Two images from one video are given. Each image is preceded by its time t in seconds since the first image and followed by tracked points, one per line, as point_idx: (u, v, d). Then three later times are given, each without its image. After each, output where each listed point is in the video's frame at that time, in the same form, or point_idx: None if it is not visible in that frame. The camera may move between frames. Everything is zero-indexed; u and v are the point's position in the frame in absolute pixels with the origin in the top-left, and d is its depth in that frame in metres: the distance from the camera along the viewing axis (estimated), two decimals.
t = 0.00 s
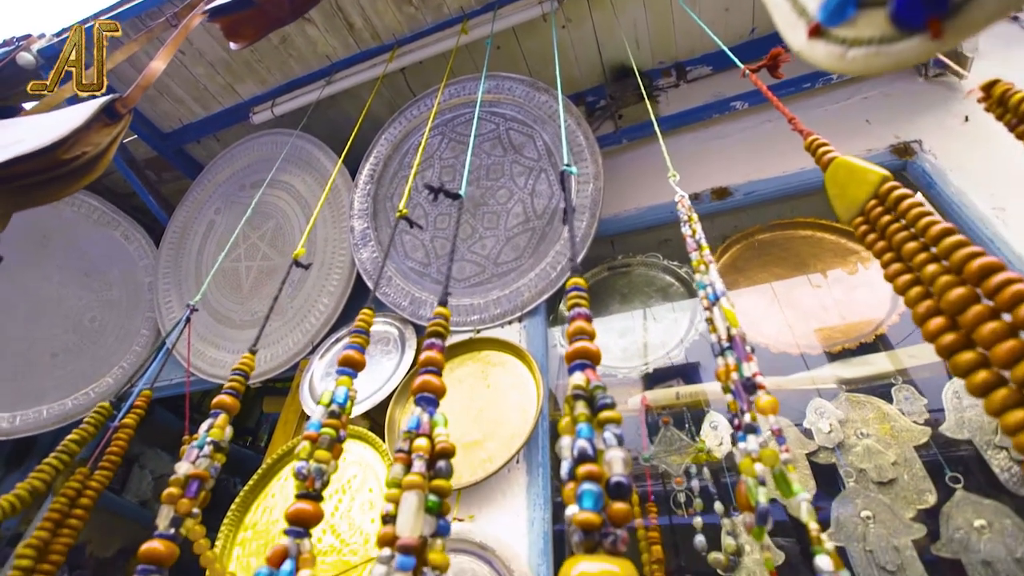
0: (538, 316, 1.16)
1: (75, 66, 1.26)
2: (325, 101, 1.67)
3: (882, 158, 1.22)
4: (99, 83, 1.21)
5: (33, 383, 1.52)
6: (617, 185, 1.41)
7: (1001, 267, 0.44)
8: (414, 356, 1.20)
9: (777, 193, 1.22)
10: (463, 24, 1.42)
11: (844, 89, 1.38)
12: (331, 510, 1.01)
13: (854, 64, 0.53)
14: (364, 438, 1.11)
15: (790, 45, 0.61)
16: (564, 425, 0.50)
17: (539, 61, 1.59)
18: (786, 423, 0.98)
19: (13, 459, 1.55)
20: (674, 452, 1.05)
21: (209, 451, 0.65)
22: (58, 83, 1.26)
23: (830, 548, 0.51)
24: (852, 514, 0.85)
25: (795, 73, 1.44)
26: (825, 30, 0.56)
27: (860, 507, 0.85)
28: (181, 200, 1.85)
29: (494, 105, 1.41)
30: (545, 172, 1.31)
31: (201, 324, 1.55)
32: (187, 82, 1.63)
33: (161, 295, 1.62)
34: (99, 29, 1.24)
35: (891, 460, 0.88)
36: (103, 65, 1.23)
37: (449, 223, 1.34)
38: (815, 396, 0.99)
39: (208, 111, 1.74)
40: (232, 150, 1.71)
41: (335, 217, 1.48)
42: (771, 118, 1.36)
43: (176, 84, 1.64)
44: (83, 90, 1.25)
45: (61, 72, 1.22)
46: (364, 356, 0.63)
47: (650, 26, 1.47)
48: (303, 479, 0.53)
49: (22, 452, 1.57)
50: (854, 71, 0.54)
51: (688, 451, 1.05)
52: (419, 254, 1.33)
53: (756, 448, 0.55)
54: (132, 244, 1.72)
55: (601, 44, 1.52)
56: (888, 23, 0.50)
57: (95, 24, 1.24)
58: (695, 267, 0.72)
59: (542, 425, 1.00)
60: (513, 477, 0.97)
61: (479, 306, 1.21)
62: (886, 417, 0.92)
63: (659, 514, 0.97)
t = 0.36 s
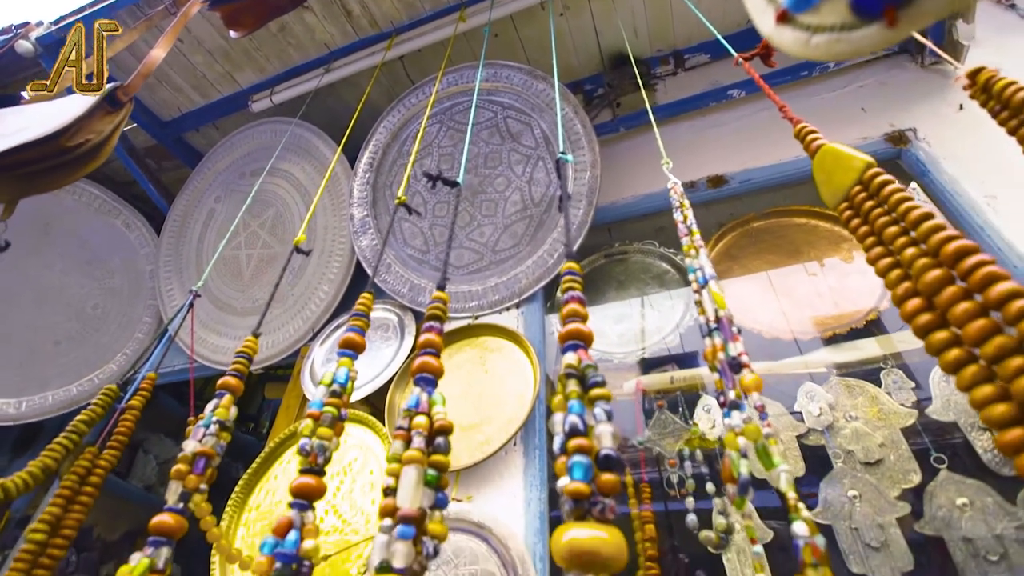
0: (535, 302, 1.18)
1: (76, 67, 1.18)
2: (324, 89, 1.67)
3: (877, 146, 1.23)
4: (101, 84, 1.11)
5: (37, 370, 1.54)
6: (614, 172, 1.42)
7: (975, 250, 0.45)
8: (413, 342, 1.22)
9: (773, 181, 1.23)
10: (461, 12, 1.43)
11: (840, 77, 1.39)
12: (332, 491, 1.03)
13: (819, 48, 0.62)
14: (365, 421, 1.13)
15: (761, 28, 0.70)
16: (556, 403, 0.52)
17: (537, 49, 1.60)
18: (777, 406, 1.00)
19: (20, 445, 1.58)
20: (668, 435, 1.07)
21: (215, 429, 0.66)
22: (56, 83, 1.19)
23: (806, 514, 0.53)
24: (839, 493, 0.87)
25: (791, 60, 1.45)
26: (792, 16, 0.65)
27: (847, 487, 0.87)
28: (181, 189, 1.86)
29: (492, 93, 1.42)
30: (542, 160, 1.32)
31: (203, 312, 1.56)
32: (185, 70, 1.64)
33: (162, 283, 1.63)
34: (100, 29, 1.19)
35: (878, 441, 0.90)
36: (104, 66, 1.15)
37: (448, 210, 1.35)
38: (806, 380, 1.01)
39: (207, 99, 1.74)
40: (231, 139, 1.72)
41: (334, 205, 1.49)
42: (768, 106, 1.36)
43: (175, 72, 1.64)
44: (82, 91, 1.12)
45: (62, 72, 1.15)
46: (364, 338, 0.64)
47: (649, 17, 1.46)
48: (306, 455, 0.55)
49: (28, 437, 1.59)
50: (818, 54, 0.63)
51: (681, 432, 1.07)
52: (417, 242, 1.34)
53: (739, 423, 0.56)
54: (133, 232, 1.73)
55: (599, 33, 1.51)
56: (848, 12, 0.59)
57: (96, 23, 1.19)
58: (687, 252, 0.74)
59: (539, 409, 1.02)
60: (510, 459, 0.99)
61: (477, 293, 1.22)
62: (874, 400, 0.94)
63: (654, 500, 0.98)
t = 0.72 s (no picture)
0: (533, 289, 1.19)
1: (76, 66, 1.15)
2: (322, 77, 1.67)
3: (873, 134, 1.24)
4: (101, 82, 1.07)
5: (43, 356, 1.56)
6: (612, 160, 1.43)
7: (952, 234, 0.47)
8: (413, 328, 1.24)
9: (770, 168, 1.23)
10: None
11: (838, 65, 1.39)
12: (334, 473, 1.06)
13: (787, 31, 0.73)
14: (366, 405, 1.15)
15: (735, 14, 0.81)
16: (551, 381, 0.54)
17: (535, 36, 1.60)
18: (769, 389, 1.03)
19: (26, 430, 1.60)
20: (663, 419, 1.10)
21: (221, 410, 0.68)
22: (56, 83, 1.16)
23: (786, 485, 0.60)
24: (828, 474, 0.90)
25: (789, 48, 1.45)
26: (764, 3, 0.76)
27: (835, 468, 0.90)
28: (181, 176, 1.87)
29: (491, 81, 1.42)
30: (540, 148, 1.33)
31: (205, 299, 1.58)
32: (183, 57, 1.63)
33: (164, 271, 1.64)
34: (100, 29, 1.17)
35: (867, 423, 0.92)
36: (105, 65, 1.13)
37: (446, 198, 1.36)
38: (798, 364, 1.03)
39: (206, 87, 1.75)
40: (231, 127, 1.73)
41: (334, 193, 1.50)
42: (765, 94, 1.37)
43: (173, 59, 1.64)
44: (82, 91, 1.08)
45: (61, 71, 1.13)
46: (365, 321, 0.66)
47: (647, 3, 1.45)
48: (310, 432, 0.57)
49: (34, 423, 1.62)
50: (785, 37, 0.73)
51: (675, 415, 1.09)
52: (417, 229, 1.35)
53: (726, 399, 0.61)
54: (134, 220, 1.74)
55: (597, 20, 1.50)
56: None
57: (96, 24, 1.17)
58: (678, 236, 0.76)
59: (537, 392, 1.05)
60: (508, 442, 1.01)
61: (476, 280, 1.24)
62: (864, 382, 0.96)
63: (649, 487, 1.01)
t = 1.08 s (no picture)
0: (532, 276, 1.21)
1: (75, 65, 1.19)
2: (322, 64, 1.67)
3: (869, 122, 1.25)
4: (100, 84, 1.14)
5: (48, 343, 1.58)
6: (611, 148, 1.44)
7: (933, 219, 0.49)
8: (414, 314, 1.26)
9: (767, 156, 1.24)
10: None
11: (837, 53, 1.39)
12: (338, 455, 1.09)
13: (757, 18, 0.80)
14: (368, 390, 1.17)
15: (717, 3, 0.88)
16: (548, 361, 0.56)
17: (534, 23, 1.60)
18: (762, 372, 1.05)
19: (34, 416, 1.63)
20: (659, 402, 1.12)
21: (230, 390, 0.70)
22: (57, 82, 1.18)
23: (771, 456, 0.64)
24: (818, 454, 0.93)
25: (788, 35, 1.45)
26: None
27: (825, 448, 0.93)
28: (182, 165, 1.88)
29: (490, 69, 1.43)
30: (539, 136, 1.34)
31: (208, 286, 1.60)
32: (182, 45, 1.64)
33: (167, 259, 1.66)
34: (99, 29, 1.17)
35: (856, 405, 0.95)
36: (102, 63, 1.17)
37: (446, 186, 1.38)
38: (792, 349, 1.05)
39: (205, 74, 1.75)
40: (231, 115, 1.73)
41: (335, 181, 1.51)
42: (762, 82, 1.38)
43: (171, 47, 1.64)
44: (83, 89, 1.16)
45: (61, 71, 1.17)
46: (368, 304, 0.68)
47: None
48: (317, 411, 0.59)
49: (42, 408, 1.65)
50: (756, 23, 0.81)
51: (671, 399, 1.11)
52: (417, 217, 1.37)
53: (715, 377, 0.65)
54: (136, 208, 1.76)
55: (596, 8, 1.50)
56: None
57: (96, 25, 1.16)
58: (673, 221, 0.78)
59: (535, 376, 1.07)
60: (508, 424, 1.04)
61: (475, 267, 1.25)
62: (855, 366, 0.98)
63: (646, 471, 1.03)
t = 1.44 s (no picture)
0: (531, 262, 1.23)
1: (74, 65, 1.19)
2: (322, 51, 1.68)
3: (866, 109, 1.26)
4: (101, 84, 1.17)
5: (55, 328, 1.61)
6: (609, 136, 1.44)
7: (915, 204, 0.51)
8: (416, 299, 1.28)
9: (764, 143, 1.26)
10: None
11: (835, 40, 1.40)
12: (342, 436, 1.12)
13: None
14: (371, 373, 1.20)
15: None
16: (546, 340, 0.58)
17: (534, 10, 1.60)
18: (756, 355, 1.08)
19: (42, 400, 1.66)
20: (656, 383, 1.14)
21: (240, 370, 0.73)
22: (56, 81, 1.18)
23: (756, 428, 0.66)
24: (809, 433, 0.96)
25: (787, 22, 1.45)
26: None
27: (816, 428, 0.96)
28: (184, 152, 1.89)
29: (490, 56, 1.44)
30: (538, 123, 1.35)
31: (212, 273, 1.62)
32: (182, 32, 1.64)
33: (170, 246, 1.68)
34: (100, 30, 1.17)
35: (847, 387, 0.97)
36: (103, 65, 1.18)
37: (447, 173, 1.39)
38: (785, 333, 1.08)
39: (206, 61, 1.75)
40: (232, 102, 1.74)
41: (336, 169, 1.53)
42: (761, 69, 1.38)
43: (171, 33, 1.64)
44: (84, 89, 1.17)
45: (60, 71, 1.17)
46: (373, 287, 0.70)
47: None
48: (325, 388, 0.62)
49: (50, 393, 1.68)
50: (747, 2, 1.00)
51: (668, 381, 1.13)
52: (418, 203, 1.38)
53: (707, 355, 0.69)
54: (139, 195, 1.77)
55: None
56: None
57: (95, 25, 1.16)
58: (669, 205, 0.80)
59: (535, 360, 1.09)
60: (508, 406, 1.06)
61: (476, 253, 1.27)
62: (847, 349, 1.01)
63: (643, 452, 1.06)
